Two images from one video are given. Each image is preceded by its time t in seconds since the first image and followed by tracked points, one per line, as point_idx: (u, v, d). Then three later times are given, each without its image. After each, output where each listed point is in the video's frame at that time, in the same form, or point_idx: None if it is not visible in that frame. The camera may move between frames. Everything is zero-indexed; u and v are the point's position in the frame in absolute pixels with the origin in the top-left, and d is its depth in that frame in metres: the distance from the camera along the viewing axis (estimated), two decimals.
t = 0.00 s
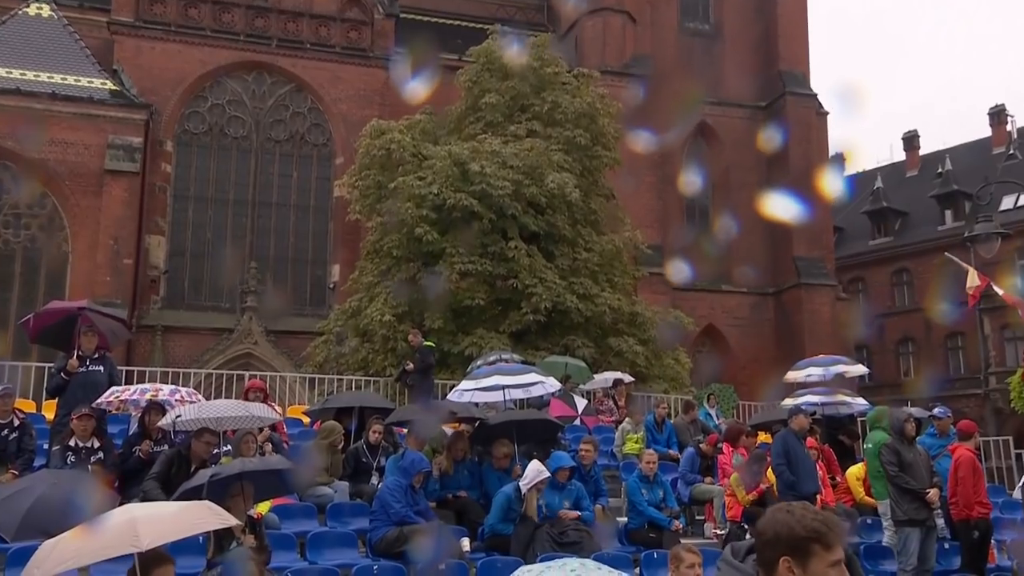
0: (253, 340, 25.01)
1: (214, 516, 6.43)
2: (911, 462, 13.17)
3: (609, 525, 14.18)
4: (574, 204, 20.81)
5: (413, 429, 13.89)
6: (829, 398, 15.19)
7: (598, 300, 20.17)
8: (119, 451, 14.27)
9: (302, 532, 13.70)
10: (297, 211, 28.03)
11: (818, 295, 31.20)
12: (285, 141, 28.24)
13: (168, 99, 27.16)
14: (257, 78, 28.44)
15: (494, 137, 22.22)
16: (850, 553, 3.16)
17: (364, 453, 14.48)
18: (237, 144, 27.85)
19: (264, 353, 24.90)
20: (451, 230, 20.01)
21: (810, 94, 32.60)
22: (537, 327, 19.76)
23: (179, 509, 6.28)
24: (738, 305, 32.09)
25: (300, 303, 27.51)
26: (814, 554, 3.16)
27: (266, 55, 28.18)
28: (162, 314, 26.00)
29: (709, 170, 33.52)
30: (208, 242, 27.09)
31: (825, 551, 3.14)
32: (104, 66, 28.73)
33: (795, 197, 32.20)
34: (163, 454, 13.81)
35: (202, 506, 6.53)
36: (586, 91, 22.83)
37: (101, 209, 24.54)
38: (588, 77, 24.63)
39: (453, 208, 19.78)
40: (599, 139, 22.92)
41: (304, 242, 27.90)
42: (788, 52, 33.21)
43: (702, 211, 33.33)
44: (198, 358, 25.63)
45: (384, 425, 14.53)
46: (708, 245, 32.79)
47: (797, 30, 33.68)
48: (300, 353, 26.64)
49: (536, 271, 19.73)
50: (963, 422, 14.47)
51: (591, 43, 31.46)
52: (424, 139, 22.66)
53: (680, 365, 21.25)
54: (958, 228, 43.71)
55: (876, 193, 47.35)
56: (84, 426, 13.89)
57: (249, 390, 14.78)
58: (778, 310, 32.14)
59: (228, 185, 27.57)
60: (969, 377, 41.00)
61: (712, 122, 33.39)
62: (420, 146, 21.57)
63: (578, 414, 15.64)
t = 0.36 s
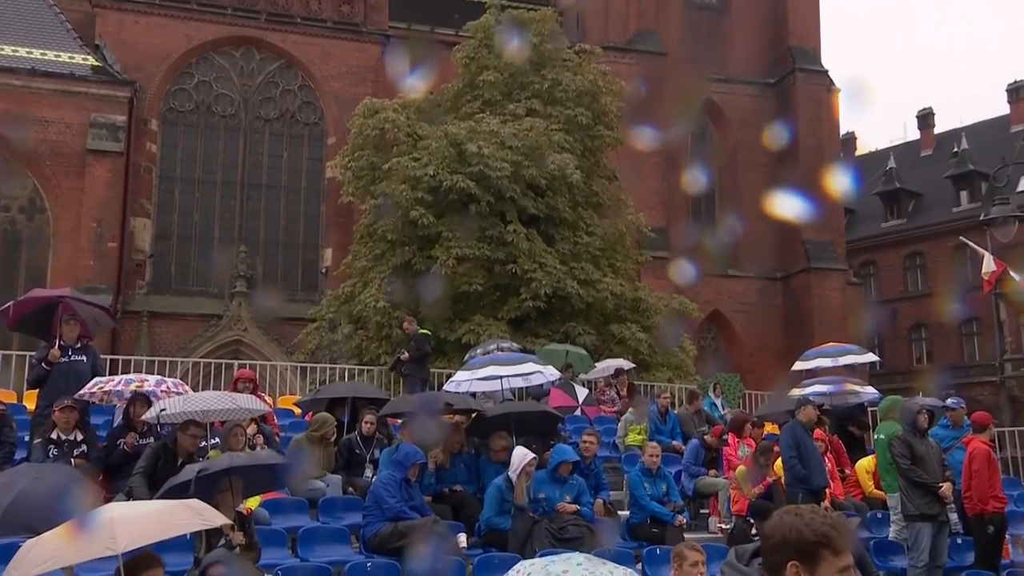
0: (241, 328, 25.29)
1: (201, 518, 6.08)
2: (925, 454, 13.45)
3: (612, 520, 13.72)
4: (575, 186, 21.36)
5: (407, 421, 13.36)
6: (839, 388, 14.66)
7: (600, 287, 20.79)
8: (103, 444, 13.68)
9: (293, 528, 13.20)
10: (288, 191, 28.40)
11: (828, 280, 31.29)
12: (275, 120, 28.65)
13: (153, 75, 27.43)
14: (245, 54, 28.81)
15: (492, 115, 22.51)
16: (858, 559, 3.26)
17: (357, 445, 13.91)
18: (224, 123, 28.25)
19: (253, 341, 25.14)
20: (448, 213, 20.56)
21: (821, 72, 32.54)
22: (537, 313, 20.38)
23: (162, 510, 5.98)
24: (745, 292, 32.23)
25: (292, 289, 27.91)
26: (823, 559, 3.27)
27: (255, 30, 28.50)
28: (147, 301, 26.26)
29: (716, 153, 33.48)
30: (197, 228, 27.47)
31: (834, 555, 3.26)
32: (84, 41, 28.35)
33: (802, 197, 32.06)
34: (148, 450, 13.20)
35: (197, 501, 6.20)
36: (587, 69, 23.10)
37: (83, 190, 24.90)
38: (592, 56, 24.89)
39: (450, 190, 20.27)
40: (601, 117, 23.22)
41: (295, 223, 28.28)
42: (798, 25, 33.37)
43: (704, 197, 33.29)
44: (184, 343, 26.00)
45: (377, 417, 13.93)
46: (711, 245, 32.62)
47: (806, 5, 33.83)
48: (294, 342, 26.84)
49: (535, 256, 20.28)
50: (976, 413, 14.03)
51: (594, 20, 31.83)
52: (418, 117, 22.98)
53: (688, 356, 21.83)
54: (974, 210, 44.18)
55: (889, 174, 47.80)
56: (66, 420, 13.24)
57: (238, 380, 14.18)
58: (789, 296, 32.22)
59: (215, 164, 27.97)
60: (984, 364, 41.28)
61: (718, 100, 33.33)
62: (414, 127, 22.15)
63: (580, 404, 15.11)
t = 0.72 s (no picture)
0: (231, 313, 25.96)
1: (188, 519, 6.14)
2: (938, 447, 12.90)
3: (614, 515, 13.21)
4: (576, 168, 21.88)
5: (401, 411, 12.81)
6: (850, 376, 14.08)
7: (602, 273, 21.40)
8: (86, 437, 13.21)
9: (283, 523, 12.69)
10: (280, 172, 28.48)
11: (838, 263, 31.96)
12: (264, 97, 28.69)
13: (135, 52, 27.46)
14: (233, 28, 28.81)
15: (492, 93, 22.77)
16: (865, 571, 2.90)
17: (351, 436, 13.31)
18: (211, 100, 28.30)
19: (241, 328, 25.80)
20: (445, 196, 21.01)
21: (831, 47, 33.00)
22: (536, 300, 20.96)
23: (149, 510, 6.03)
24: (753, 277, 33.00)
25: (284, 275, 28.09)
26: (825, 569, 2.89)
27: (244, 6, 28.52)
28: (133, 285, 26.45)
29: (727, 130, 34.25)
30: (184, 211, 27.56)
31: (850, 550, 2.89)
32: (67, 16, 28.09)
33: (809, 196, 32.75)
34: (132, 443, 12.66)
35: (186, 500, 6.24)
36: (589, 45, 23.37)
37: (65, 170, 24.85)
38: (593, 30, 25.16)
39: (446, 171, 20.75)
40: (603, 96, 23.48)
41: (286, 206, 28.33)
42: None
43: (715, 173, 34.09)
44: (172, 330, 26.24)
45: (369, 408, 13.36)
46: (714, 245, 33.09)
47: None
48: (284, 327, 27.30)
49: (535, 239, 20.76)
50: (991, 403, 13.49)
51: None
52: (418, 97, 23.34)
53: (695, 345, 22.53)
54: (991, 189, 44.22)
55: (903, 153, 48.06)
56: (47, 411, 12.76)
57: (226, 370, 13.67)
58: (795, 282, 32.99)
59: (203, 142, 28.03)
60: (1000, 350, 41.84)
61: (726, 77, 34.05)
62: (409, 105, 22.20)
63: (581, 394, 14.58)
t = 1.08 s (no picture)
0: (220, 298, 26.30)
1: (175, 521, 6.51)
2: (954, 440, 12.38)
3: (616, 510, 12.73)
4: (577, 147, 22.46)
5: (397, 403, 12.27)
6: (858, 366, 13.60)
7: (604, 256, 21.92)
8: (69, 430, 12.74)
9: (273, 520, 12.24)
10: (271, 152, 28.33)
11: (850, 246, 31.91)
12: (253, 74, 28.44)
13: (118, 26, 27.12)
14: (220, 2, 28.48)
15: (490, 70, 23.05)
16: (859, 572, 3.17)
17: (345, 429, 12.75)
18: (197, 76, 28.03)
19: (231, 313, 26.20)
20: (441, 178, 21.63)
21: (843, 20, 32.80)
22: (536, 285, 21.60)
23: (135, 512, 6.40)
24: (760, 265, 33.01)
25: (274, 258, 27.96)
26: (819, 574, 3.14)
27: None
28: (117, 269, 26.41)
29: (733, 108, 34.14)
30: (170, 190, 27.38)
31: (840, 558, 3.16)
32: None
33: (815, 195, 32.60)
34: (117, 438, 12.18)
35: (170, 503, 6.63)
36: (590, 19, 23.53)
37: (46, 149, 24.96)
38: (596, 3, 25.21)
39: (442, 152, 21.33)
40: (606, 72, 23.70)
41: (276, 187, 28.15)
42: None
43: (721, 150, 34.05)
44: (156, 313, 26.26)
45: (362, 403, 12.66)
46: (721, 245, 32.90)
47: None
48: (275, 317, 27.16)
49: (534, 222, 21.44)
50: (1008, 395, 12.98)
51: None
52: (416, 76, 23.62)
53: (705, 331, 23.20)
54: (1008, 168, 44.69)
55: (918, 132, 48.46)
56: (27, 404, 12.28)
57: (214, 360, 13.13)
58: (806, 263, 32.89)
59: (189, 121, 27.74)
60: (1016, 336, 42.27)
61: (733, 50, 33.87)
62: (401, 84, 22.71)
63: (582, 383, 14.06)
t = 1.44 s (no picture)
0: (209, 282, 26.60)
1: (166, 526, 6.56)
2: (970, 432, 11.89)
3: (619, 504, 12.28)
4: (580, 125, 22.05)
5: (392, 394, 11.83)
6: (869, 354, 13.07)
7: (608, 239, 21.72)
8: (51, 422, 12.28)
9: (262, 514, 11.78)
10: (260, 128, 28.47)
11: (864, 228, 31.95)
12: (242, 47, 28.57)
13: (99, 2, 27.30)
14: None
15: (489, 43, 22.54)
16: None
17: (338, 420, 12.28)
18: (183, 50, 28.14)
19: (218, 295, 26.52)
20: (439, 157, 21.26)
21: None
22: (536, 268, 21.35)
23: (125, 515, 6.43)
24: (771, 248, 32.60)
25: (266, 239, 28.26)
26: None
27: None
28: (101, 250, 26.66)
29: (742, 83, 33.84)
30: (157, 169, 27.54)
31: (840, 574, 3.42)
32: None
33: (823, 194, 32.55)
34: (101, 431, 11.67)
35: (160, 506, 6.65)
36: None
37: (26, 125, 24.91)
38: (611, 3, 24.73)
39: (440, 130, 20.92)
40: (610, 46, 23.22)
41: (266, 165, 28.42)
42: None
43: (729, 131, 33.98)
44: (141, 298, 26.53)
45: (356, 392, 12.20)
46: (728, 245, 32.14)
47: None
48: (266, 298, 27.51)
49: (536, 204, 21.13)
50: None
51: None
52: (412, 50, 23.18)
53: (712, 316, 23.20)
54: None
55: (935, 107, 48.32)
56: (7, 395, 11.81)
57: (202, 348, 12.60)
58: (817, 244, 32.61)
59: (175, 95, 27.88)
60: None
61: (742, 21, 33.57)
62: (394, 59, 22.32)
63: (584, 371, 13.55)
